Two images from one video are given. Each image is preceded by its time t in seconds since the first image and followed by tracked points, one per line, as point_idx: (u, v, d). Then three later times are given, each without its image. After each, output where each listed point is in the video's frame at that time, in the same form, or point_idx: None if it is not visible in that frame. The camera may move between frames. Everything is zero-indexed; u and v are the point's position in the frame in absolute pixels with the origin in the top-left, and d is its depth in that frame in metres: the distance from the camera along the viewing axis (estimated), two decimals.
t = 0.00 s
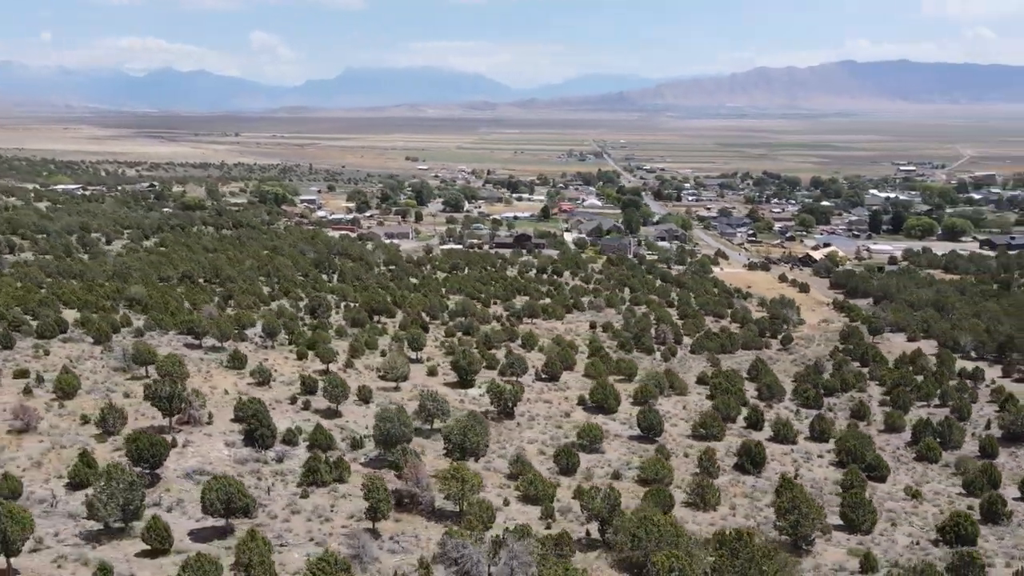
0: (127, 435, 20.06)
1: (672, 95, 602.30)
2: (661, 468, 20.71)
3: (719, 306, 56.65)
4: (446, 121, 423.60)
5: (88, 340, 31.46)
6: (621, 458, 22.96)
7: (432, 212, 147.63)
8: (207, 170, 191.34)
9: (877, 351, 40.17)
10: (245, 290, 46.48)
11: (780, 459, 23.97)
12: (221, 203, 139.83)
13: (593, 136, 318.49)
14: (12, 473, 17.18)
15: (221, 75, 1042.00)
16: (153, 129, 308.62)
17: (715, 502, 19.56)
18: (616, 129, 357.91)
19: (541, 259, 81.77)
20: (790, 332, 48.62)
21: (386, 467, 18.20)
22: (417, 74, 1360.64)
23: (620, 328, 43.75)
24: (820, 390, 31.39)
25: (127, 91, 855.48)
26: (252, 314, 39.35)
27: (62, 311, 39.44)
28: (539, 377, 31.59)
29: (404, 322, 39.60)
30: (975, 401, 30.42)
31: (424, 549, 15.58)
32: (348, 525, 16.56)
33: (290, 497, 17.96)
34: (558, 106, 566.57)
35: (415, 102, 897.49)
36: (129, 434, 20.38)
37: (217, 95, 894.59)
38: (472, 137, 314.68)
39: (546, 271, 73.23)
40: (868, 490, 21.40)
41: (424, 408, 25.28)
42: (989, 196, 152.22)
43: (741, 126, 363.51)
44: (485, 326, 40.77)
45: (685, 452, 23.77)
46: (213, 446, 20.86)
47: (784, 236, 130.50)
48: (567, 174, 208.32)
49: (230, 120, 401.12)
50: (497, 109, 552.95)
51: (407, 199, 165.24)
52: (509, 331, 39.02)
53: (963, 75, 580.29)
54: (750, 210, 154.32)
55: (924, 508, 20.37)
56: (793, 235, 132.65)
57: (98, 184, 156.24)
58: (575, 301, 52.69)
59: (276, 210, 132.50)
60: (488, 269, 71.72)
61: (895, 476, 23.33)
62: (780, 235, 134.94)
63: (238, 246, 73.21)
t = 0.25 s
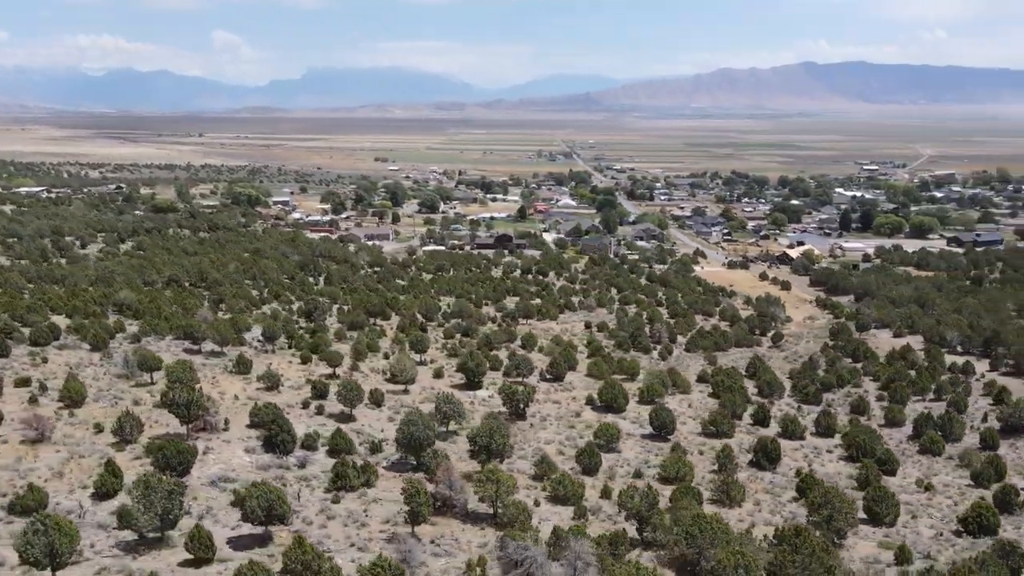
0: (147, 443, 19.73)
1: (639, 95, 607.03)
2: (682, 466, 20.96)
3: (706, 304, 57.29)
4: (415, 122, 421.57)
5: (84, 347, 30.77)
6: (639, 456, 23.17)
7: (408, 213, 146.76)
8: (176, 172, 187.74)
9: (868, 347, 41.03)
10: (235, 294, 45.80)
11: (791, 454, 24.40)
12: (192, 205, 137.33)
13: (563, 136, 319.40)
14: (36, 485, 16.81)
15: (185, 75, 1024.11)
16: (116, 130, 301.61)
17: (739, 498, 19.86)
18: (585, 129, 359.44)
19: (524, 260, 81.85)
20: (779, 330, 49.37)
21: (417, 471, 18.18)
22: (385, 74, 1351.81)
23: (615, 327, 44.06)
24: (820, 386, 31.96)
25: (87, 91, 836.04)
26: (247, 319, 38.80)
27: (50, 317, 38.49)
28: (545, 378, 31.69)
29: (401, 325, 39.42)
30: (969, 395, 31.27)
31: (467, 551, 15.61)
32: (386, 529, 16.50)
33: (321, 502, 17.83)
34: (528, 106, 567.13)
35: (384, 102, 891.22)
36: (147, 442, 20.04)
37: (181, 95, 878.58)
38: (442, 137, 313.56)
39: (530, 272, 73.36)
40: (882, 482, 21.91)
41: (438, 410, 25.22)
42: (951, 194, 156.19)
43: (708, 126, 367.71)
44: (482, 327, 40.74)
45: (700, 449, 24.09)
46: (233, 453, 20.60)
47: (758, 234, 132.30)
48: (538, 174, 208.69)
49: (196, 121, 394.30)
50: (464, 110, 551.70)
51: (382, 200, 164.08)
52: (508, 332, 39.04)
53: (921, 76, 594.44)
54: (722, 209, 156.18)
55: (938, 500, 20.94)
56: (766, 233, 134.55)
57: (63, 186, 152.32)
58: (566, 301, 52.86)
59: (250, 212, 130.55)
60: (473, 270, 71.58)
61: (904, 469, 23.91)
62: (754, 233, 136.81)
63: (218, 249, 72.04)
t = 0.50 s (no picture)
0: (166, 453, 19.34)
1: (606, 95, 610.56)
2: (702, 464, 21.17)
3: (693, 303, 57.89)
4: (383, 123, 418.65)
5: (81, 355, 30.04)
6: (653, 454, 23.43)
7: (383, 215, 145.64)
8: (142, 174, 183.85)
9: (857, 344, 41.87)
10: (224, 298, 44.98)
11: (801, 450, 24.81)
12: (161, 208, 134.63)
13: (531, 136, 320.10)
14: (63, 496, 16.46)
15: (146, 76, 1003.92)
16: (77, 132, 294.15)
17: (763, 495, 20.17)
18: (554, 130, 360.55)
19: (506, 261, 81.89)
20: (767, 327, 50.07)
21: (449, 473, 18.13)
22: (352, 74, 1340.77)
23: (608, 328, 44.30)
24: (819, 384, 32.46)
25: (44, 91, 815.09)
26: (242, 324, 38.25)
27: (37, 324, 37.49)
28: (549, 378, 31.75)
29: (399, 327, 39.15)
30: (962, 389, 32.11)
31: (510, 553, 15.64)
32: (424, 534, 16.44)
33: (354, 507, 17.71)
34: (497, 107, 567.03)
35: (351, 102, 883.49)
36: (166, 451, 19.64)
37: (142, 95, 860.77)
38: (412, 138, 311.83)
39: (514, 272, 73.41)
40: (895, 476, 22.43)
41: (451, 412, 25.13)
42: (913, 193, 160.02)
43: (674, 127, 371.41)
44: (478, 329, 40.70)
45: (713, 446, 24.41)
46: (253, 459, 20.31)
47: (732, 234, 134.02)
48: (508, 175, 208.84)
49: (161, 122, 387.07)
50: (431, 111, 549.62)
51: (355, 201, 162.74)
52: (505, 334, 39.05)
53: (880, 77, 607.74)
54: (695, 209, 157.95)
55: (952, 492, 21.47)
56: (739, 232, 136.35)
57: (26, 189, 148.22)
58: (556, 301, 53.00)
59: (222, 214, 128.55)
60: (457, 271, 71.36)
61: (911, 462, 24.47)
62: (727, 232, 138.55)
63: (198, 253, 70.77)
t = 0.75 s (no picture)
0: (190, 460, 19.04)
1: (574, 96, 613.23)
2: (721, 461, 21.45)
3: (679, 302, 58.54)
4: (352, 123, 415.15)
5: (79, 362, 29.38)
6: (669, 452, 23.71)
7: (358, 217, 144.28)
8: (108, 176, 179.50)
9: (846, 340, 42.75)
10: (214, 302, 44.30)
11: (811, 445, 25.29)
12: (130, 211, 131.63)
13: (499, 136, 320.31)
14: (93, 506, 16.13)
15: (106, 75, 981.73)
16: (37, 133, 286.18)
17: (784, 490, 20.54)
18: (524, 130, 360.74)
19: (488, 262, 81.81)
20: (754, 325, 50.86)
21: (481, 475, 18.14)
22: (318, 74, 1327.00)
23: (602, 327, 44.57)
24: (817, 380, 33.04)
25: None
26: (238, 328, 37.77)
27: (26, 331, 36.59)
28: (554, 378, 31.87)
29: (396, 330, 38.94)
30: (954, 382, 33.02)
31: (553, 555, 15.72)
32: (462, 536, 16.43)
33: (387, 511, 17.64)
34: (466, 108, 565.55)
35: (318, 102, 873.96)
36: (188, 459, 19.33)
37: (102, 95, 841.25)
38: (381, 138, 309.78)
39: (498, 273, 73.42)
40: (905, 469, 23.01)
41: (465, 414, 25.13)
42: (877, 191, 163.59)
43: (641, 127, 374.66)
44: (475, 330, 40.70)
45: (725, 443, 24.77)
46: (276, 465, 20.10)
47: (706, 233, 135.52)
48: (480, 176, 208.66)
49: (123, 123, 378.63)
50: (398, 112, 547.07)
51: (328, 203, 160.98)
52: (503, 334, 39.11)
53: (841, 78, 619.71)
54: (668, 209, 159.32)
55: (960, 483, 22.11)
56: (713, 232, 137.90)
57: None
58: (546, 302, 53.15)
59: (193, 216, 126.02)
60: (442, 272, 71.18)
61: (916, 455, 25.11)
62: (701, 231, 140.13)
63: (178, 256, 69.46)
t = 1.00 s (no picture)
0: (214, 468, 18.77)
1: (543, 96, 614.37)
2: (741, 458, 21.76)
3: (665, 301, 59.07)
4: (319, 124, 410.68)
5: (78, 370, 28.70)
6: (684, 450, 23.97)
7: (332, 219, 142.69)
8: (71, 178, 174.88)
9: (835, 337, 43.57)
10: (204, 307, 43.56)
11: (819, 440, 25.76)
12: (96, 214, 128.38)
13: (468, 137, 319.24)
14: (127, 515, 15.88)
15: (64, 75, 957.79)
16: None
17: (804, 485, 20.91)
18: (495, 131, 360.46)
19: (470, 263, 81.57)
20: (742, 324, 51.53)
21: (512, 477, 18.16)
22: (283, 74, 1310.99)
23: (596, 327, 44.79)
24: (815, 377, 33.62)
25: None
26: (234, 333, 37.22)
27: (15, 338, 35.64)
28: (559, 378, 31.98)
29: (393, 332, 38.70)
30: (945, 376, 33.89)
31: (596, 554, 15.83)
32: (501, 539, 16.48)
33: (420, 514, 17.58)
34: (435, 108, 562.61)
35: (284, 102, 862.99)
36: (211, 467, 19.04)
37: (60, 95, 820.56)
38: (350, 139, 306.91)
39: (482, 274, 73.30)
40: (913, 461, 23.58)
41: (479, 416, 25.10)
42: (845, 191, 166.65)
43: (610, 128, 376.94)
44: (472, 332, 40.63)
45: (737, 440, 25.12)
46: (300, 470, 19.89)
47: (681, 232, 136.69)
48: (452, 177, 207.94)
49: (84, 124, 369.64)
50: (366, 112, 542.45)
51: (301, 204, 158.89)
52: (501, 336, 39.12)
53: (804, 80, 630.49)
54: (642, 209, 160.38)
55: (969, 474, 22.71)
56: (688, 231, 139.20)
57: None
58: (537, 303, 53.23)
59: (163, 219, 123.43)
60: (426, 274, 70.85)
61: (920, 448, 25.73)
62: (677, 231, 141.29)
63: (155, 260, 68.02)
